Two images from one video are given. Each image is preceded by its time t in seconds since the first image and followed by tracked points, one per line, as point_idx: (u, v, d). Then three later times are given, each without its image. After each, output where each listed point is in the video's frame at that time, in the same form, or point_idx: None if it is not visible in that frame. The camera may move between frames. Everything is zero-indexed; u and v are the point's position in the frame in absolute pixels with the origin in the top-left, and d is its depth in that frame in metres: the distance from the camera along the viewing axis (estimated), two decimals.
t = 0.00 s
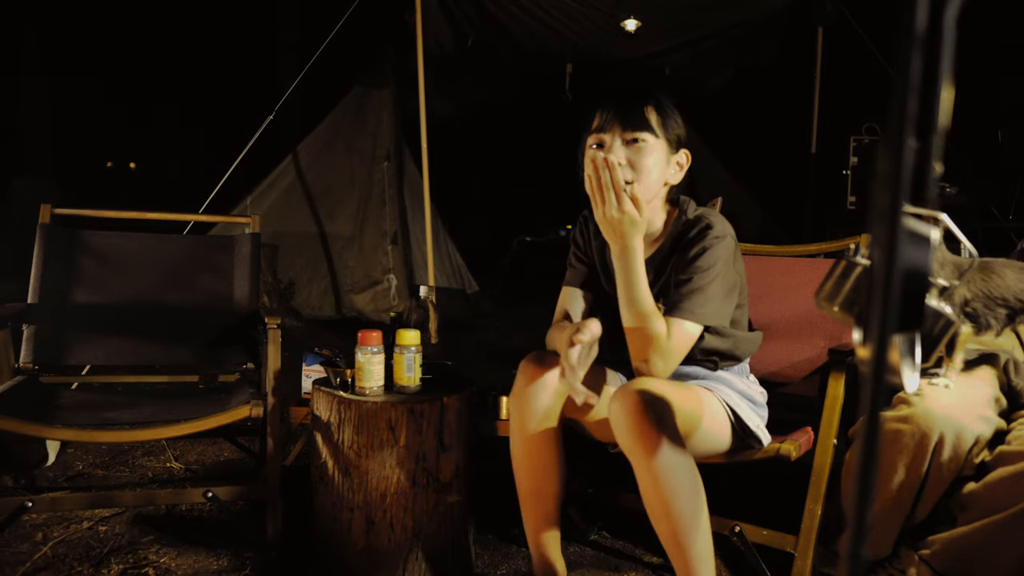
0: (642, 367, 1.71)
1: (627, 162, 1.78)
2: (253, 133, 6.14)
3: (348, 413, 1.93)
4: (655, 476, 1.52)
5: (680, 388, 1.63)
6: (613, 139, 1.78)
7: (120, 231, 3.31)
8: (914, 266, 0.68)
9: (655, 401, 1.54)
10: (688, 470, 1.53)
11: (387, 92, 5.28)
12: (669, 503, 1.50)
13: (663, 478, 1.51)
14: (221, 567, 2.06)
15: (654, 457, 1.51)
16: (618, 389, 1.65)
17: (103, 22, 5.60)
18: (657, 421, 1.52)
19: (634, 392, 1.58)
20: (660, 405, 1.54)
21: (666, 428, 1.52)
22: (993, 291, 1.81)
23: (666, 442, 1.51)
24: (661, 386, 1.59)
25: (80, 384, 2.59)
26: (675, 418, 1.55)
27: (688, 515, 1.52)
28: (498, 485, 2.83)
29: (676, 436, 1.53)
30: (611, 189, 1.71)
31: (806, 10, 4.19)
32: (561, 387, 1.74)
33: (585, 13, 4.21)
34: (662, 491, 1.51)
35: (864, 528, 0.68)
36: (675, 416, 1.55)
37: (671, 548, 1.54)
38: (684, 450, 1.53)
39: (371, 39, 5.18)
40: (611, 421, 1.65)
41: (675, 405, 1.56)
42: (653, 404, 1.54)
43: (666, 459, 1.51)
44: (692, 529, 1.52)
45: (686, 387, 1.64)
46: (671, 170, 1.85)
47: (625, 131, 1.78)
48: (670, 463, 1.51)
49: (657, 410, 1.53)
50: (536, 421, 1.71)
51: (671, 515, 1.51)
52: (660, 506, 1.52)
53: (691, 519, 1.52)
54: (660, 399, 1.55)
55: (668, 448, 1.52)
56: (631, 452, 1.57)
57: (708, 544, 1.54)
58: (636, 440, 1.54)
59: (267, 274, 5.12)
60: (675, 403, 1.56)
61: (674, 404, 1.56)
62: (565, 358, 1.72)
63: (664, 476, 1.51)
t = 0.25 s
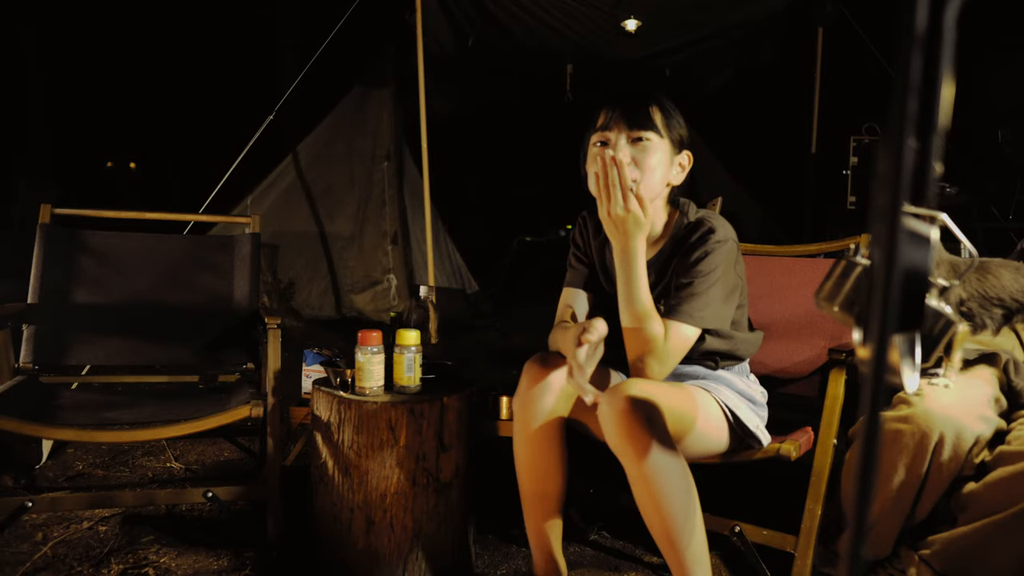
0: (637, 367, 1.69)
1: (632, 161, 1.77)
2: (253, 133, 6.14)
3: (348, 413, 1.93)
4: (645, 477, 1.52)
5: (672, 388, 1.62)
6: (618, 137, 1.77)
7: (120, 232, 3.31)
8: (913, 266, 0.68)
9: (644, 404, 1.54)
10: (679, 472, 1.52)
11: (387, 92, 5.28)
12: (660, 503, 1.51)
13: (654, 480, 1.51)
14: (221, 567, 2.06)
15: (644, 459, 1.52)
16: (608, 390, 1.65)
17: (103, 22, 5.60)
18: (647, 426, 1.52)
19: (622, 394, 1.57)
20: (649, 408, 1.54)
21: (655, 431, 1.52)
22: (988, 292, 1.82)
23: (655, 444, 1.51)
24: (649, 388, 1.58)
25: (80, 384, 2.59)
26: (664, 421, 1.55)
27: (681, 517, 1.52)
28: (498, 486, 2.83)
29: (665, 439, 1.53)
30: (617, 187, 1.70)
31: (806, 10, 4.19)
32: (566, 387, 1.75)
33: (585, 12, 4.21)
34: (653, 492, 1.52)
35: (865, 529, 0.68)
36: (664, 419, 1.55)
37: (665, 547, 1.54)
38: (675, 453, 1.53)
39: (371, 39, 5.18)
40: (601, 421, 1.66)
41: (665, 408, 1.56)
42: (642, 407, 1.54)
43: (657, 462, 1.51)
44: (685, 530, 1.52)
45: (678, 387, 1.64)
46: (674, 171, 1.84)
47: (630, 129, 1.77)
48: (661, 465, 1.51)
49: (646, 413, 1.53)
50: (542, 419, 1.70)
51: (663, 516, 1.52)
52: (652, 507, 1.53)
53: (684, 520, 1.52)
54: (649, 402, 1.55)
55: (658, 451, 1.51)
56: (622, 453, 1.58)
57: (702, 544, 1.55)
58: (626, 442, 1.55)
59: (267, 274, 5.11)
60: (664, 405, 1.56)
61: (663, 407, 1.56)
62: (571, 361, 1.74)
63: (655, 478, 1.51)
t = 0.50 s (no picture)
0: (640, 367, 1.70)
1: (637, 156, 1.77)
2: (253, 133, 6.14)
3: (349, 413, 1.93)
4: (646, 477, 1.52)
5: (673, 388, 1.62)
6: (623, 133, 1.77)
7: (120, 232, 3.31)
8: (913, 266, 0.68)
9: (645, 403, 1.54)
10: (680, 472, 1.52)
11: (387, 92, 5.28)
12: (661, 502, 1.51)
13: (656, 479, 1.51)
14: (221, 567, 2.06)
15: (645, 458, 1.52)
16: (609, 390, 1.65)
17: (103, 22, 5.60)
18: (649, 425, 1.52)
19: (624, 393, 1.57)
20: (650, 406, 1.54)
21: (657, 430, 1.52)
22: (987, 292, 1.83)
23: (657, 443, 1.51)
24: (650, 387, 1.58)
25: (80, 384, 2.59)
26: (665, 421, 1.54)
27: (682, 516, 1.52)
28: (498, 486, 2.83)
29: (667, 438, 1.53)
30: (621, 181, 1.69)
31: (806, 10, 4.18)
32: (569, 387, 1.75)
33: (585, 12, 4.21)
34: (654, 490, 1.52)
35: (864, 529, 0.68)
36: (666, 418, 1.55)
37: (665, 547, 1.54)
38: (676, 452, 1.53)
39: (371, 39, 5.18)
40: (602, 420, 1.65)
41: (667, 408, 1.56)
42: (643, 406, 1.54)
43: (657, 462, 1.51)
44: (685, 529, 1.52)
45: (679, 387, 1.64)
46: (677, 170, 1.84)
47: (636, 125, 1.77)
48: (662, 464, 1.51)
49: (647, 411, 1.53)
50: (544, 419, 1.71)
51: (664, 515, 1.52)
52: (653, 506, 1.53)
53: (685, 519, 1.52)
54: (651, 400, 1.55)
55: (658, 451, 1.51)
56: (623, 452, 1.57)
57: (702, 543, 1.55)
58: (627, 441, 1.55)
59: (268, 274, 5.11)
60: (665, 404, 1.56)
61: (664, 407, 1.55)
62: (579, 362, 1.69)
63: (656, 477, 1.51)
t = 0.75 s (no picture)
0: (646, 366, 1.70)
1: (637, 151, 1.77)
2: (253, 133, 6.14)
3: (349, 413, 1.93)
4: (651, 475, 1.52)
5: (677, 387, 1.62)
6: (623, 128, 1.77)
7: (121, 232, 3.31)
8: (914, 266, 0.68)
9: (652, 401, 1.54)
10: (684, 471, 1.53)
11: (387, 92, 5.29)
12: (665, 501, 1.51)
13: (660, 477, 1.51)
14: (221, 567, 2.06)
15: (651, 457, 1.51)
16: (616, 388, 1.65)
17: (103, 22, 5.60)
18: (655, 423, 1.52)
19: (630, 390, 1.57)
20: (657, 404, 1.54)
21: (663, 428, 1.52)
22: (987, 292, 1.84)
23: (663, 442, 1.51)
24: (656, 386, 1.59)
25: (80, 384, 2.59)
26: (672, 420, 1.55)
27: (685, 516, 1.52)
28: (498, 486, 2.83)
29: (673, 437, 1.53)
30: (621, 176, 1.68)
31: (806, 10, 4.18)
32: (572, 387, 1.75)
33: (585, 12, 4.20)
34: (659, 489, 1.51)
35: (865, 529, 0.68)
36: (672, 417, 1.55)
37: (667, 546, 1.54)
38: (681, 452, 1.53)
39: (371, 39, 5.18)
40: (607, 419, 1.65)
41: (673, 406, 1.56)
42: (650, 404, 1.54)
43: (663, 461, 1.50)
44: (688, 529, 1.52)
45: (683, 386, 1.64)
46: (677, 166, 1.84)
47: (635, 119, 1.78)
48: (668, 463, 1.51)
49: (654, 409, 1.53)
50: (545, 420, 1.71)
51: (667, 515, 1.52)
52: (657, 505, 1.53)
53: (688, 519, 1.52)
54: (657, 398, 1.55)
55: (665, 450, 1.51)
56: (629, 449, 1.57)
57: (704, 543, 1.55)
58: (633, 439, 1.54)
59: (268, 274, 5.11)
60: (672, 403, 1.56)
61: (670, 405, 1.56)
62: (581, 360, 1.72)
63: (661, 476, 1.51)
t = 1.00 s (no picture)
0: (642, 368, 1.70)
1: (629, 153, 1.77)
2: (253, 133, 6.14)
3: (349, 413, 1.93)
4: (649, 475, 1.52)
5: (676, 388, 1.62)
6: (614, 131, 1.77)
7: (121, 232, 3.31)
8: (914, 266, 0.68)
9: (649, 401, 1.55)
10: (683, 471, 1.53)
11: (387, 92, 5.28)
12: (663, 500, 1.51)
13: (658, 477, 1.52)
14: (221, 567, 2.06)
15: (649, 457, 1.52)
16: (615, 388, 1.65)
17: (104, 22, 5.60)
18: (653, 424, 1.52)
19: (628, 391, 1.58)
20: (655, 405, 1.54)
21: (661, 429, 1.52)
22: (989, 291, 1.83)
23: (661, 442, 1.52)
24: (654, 386, 1.59)
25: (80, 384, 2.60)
26: (670, 421, 1.55)
27: (683, 517, 1.52)
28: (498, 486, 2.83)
29: (671, 437, 1.53)
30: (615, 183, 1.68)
31: (807, 10, 4.18)
32: (575, 388, 1.75)
33: (585, 12, 4.20)
34: (657, 489, 1.52)
35: (864, 527, 0.68)
36: (670, 417, 1.55)
37: (666, 546, 1.54)
38: (680, 451, 1.53)
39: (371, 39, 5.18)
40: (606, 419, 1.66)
41: (671, 407, 1.56)
42: (648, 404, 1.55)
43: (661, 461, 1.51)
44: (686, 529, 1.52)
45: (681, 386, 1.64)
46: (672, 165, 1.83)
47: (625, 122, 1.77)
48: (666, 463, 1.51)
49: (652, 409, 1.54)
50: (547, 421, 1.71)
51: (666, 515, 1.52)
52: (655, 505, 1.53)
53: (687, 519, 1.52)
54: (655, 399, 1.55)
55: (663, 450, 1.51)
56: (627, 450, 1.58)
57: (703, 544, 1.54)
58: (631, 439, 1.55)
59: (267, 274, 5.11)
60: (670, 403, 1.57)
61: (668, 406, 1.56)
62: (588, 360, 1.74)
63: (659, 476, 1.52)
